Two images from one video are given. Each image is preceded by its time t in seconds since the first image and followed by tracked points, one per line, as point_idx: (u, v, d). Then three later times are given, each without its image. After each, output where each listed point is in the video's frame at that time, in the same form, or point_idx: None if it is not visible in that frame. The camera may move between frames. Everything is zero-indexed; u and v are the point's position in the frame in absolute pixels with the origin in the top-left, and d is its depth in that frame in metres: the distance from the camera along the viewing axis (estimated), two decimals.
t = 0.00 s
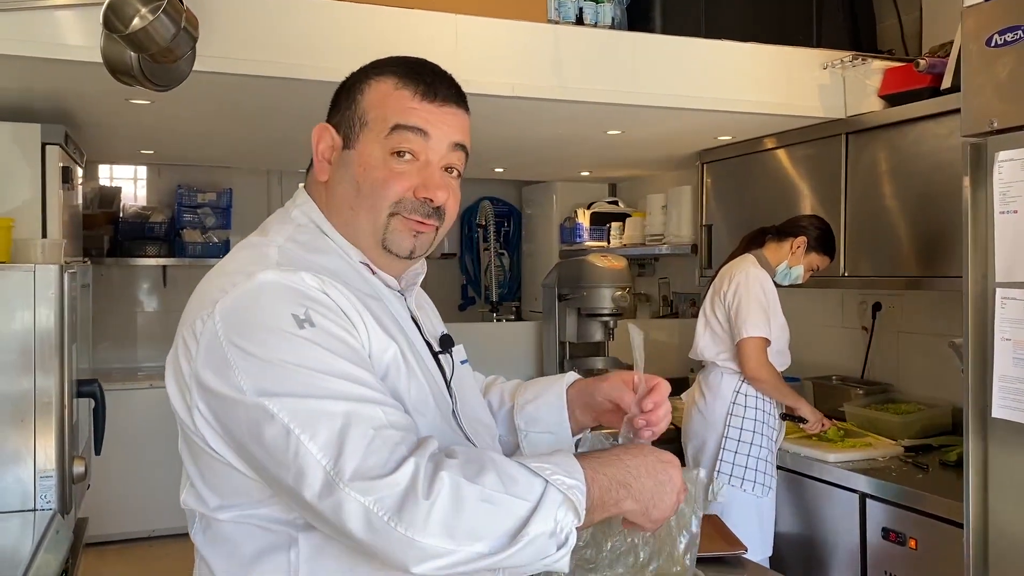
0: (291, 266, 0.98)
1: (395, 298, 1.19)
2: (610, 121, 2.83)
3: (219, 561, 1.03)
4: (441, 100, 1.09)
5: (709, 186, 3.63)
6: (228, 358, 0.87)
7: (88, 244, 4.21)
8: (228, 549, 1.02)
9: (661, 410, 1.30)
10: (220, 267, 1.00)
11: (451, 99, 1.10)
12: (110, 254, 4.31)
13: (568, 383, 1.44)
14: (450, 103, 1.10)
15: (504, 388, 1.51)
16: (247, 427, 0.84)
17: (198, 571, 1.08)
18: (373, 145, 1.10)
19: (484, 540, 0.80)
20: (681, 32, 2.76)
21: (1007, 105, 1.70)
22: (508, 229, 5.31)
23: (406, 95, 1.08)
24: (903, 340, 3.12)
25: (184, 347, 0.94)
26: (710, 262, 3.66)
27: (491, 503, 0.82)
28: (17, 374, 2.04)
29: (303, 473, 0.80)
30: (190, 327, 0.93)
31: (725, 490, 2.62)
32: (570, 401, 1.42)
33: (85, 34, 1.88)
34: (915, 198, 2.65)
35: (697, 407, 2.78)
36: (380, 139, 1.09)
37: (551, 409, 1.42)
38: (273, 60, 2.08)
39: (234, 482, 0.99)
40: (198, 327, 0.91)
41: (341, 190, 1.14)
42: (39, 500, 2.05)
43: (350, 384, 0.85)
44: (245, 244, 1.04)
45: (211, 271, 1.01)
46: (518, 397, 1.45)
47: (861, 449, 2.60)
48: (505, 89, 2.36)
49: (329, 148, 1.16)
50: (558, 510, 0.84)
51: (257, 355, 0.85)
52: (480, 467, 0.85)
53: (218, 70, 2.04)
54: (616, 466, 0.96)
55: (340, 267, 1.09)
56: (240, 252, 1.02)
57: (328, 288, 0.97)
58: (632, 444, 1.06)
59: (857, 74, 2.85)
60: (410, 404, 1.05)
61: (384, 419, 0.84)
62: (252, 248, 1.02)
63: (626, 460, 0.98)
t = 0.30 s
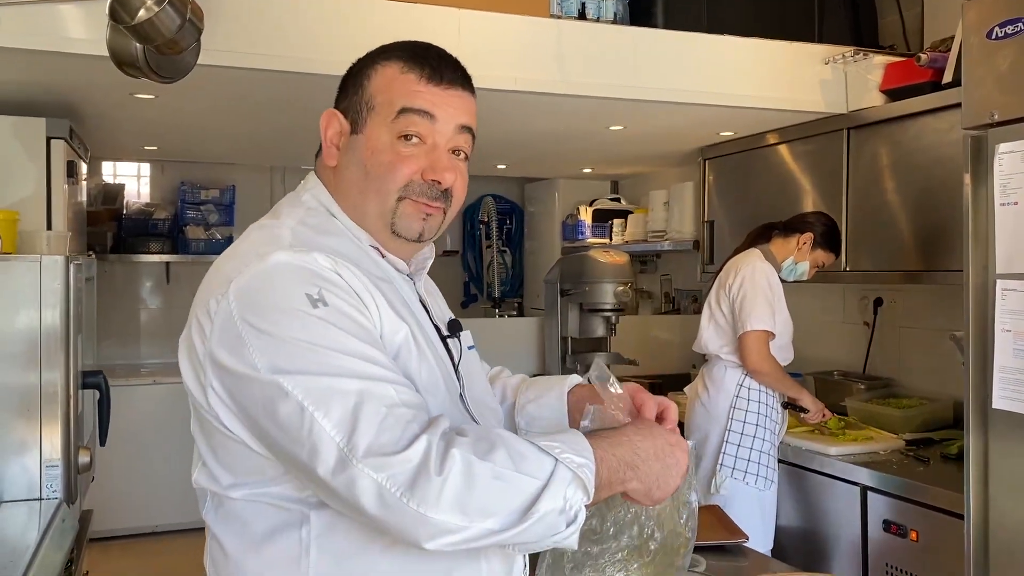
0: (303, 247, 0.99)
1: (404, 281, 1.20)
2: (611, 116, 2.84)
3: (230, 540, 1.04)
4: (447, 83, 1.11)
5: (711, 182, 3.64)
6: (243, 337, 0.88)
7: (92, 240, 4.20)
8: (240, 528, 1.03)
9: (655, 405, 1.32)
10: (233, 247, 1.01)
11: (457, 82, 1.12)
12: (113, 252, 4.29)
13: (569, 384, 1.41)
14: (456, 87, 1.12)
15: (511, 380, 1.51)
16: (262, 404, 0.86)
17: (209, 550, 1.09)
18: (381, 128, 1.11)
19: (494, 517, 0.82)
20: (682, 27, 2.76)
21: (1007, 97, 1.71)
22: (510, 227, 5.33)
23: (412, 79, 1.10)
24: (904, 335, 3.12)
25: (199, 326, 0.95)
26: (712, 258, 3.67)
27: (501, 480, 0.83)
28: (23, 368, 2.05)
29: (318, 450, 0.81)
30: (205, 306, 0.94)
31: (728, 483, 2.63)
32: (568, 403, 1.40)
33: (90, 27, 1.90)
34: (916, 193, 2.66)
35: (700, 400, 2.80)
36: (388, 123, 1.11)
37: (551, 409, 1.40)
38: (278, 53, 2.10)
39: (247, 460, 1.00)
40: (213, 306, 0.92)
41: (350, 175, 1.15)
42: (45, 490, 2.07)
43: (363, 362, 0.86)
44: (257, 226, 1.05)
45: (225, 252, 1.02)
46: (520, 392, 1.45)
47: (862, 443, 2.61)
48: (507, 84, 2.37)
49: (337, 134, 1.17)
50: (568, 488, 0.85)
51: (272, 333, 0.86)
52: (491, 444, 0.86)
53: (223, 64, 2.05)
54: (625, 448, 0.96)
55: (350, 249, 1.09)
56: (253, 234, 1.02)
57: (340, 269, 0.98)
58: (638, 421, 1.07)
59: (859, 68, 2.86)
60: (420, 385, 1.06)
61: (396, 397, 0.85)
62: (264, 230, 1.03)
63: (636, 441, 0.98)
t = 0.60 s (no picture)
0: (312, 235, 1.01)
1: (411, 271, 1.21)
2: (613, 113, 2.85)
3: (238, 523, 1.06)
4: (458, 78, 1.13)
5: (712, 179, 3.65)
6: (254, 322, 0.89)
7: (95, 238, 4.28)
8: (248, 511, 1.05)
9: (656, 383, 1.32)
10: (243, 234, 1.03)
11: (467, 78, 1.14)
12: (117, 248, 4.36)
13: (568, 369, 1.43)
14: (466, 82, 1.14)
15: (511, 367, 1.52)
16: (272, 388, 0.87)
17: (218, 534, 1.11)
18: (391, 121, 1.13)
19: (499, 499, 0.83)
20: (683, 24, 2.77)
21: (1006, 92, 1.72)
22: (512, 225, 5.34)
23: (424, 73, 1.11)
24: (905, 332, 3.14)
25: (209, 311, 0.97)
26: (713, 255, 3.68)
27: (507, 464, 0.84)
28: (27, 364, 2.06)
29: (326, 432, 0.83)
30: (215, 291, 0.96)
31: (725, 477, 2.64)
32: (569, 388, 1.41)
33: (95, 24, 1.91)
34: (916, 189, 2.67)
35: (699, 395, 2.81)
36: (399, 115, 1.12)
37: (551, 396, 1.42)
38: (281, 50, 2.11)
39: (256, 444, 1.01)
40: (223, 292, 0.94)
41: (358, 165, 1.16)
42: (50, 482, 2.08)
43: (371, 347, 0.87)
44: (267, 215, 1.07)
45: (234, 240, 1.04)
46: (520, 381, 1.47)
47: (863, 438, 2.62)
48: (509, 81, 2.39)
49: (347, 125, 1.18)
50: (572, 472, 0.87)
51: (282, 318, 0.87)
52: (497, 428, 0.87)
53: (227, 61, 2.07)
54: (631, 434, 0.97)
55: (358, 237, 1.11)
56: (262, 222, 1.04)
57: (349, 257, 1.00)
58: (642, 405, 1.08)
59: (860, 66, 2.85)
60: (427, 372, 1.08)
61: (403, 382, 0.87)
62: (274, 218, 1.04)
63: (642, 427, 1.00)
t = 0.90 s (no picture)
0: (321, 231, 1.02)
1: (417, 268, 1.22)
2: (615, 113, 2.85)
3: (245, 517, 1.06)
4: (465, 78, 1.14)
5: (714, 179, 3.65)
6: (263, 317, 0.90)
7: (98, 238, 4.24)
8: (256, 505, 1.05)
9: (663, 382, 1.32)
10: (252, 230, 1.04)
11: (474, 77, 1.15)
12: (119, 249, 4.37)
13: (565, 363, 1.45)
14: (472, 81, 1.15)
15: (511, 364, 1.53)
16: (281, 382, 0.88)
17: (225, 528, 1.12)
18: (398, 120, 1.13)
19: (506, 493, 0.84)
20: (685, 24, 2.78)
21: (1006, 92, 1.73)
22: (514, 225, 5.34)
23: (430, 73, 1.12)
24: (906, 332, 3.14)
25: (219, 307, 0.97)
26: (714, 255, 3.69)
27: (513, 458, 0.85)
28: (32, 363, 2.07)
29: (335, 426, 0.84)
30: (225, 287, 0.97)
31: (718, 476, 2.66)
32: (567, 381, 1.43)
33: (99, 25, 1.92)
34: (917, 189, 2.67)
35: (696, 393, 2.82)
36: (406, 115, 1.13)
37: (549, 390, 1.43)
38: (284, 50, 2.12)
39: (264, 439, 1.02)
40: (233, 288, 0.94)
41: (366, 164, 1.17)
42: (55, 479, 2.09)
43: (379, 343, 0.88)
44: (275, 211, 1.08)
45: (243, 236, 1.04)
46: (520, 376, 1.47)
47: (864, 437, 2.62)
48: (510, 81, 2.39)
49: (354, 124, 1.19)
50: (576, 465, 0.88)
51: (292, 314, 0.88)
52: (503, 422, 0.88)
53: (231, 61, 2.08)
54: (633, 427, 0.98)
55: (366, 233, 1.11)
56: (271, 219, 1.05)
57: (357, 253, 1.01)
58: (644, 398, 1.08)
59: (861, 66, 2.86)
60: (433, 368, 1.09)
61: (411, 377, 0.87)
62: (282, 215, 1.05)
63: (643, 419, 1.00)
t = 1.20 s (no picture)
0: (324, 231, 1.02)
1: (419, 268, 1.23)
2: (616, 113, 2.86)
3: (248, 514, 1.07)
4: (468, 78, 1.14)
5: (715, 179, 3.66)
6: (268, 315, 0.91)
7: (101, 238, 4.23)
8: (259, 502, 1.06)
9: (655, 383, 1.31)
10: (256, 230, 1.04)
11: (477, 78, 1.15)
12: (121, 248, 4.35)
13: (564, 356, 1.45)
14: (476, 82, 1.15)
15: (510, 356, 1.54)
16: (285, 380, 0.89)
17: (228, 525, 1.12)
18: (402, 120, 1.14)
19: (508, 491, 0.85)
20: (687, 24, 2.78)
21: (1006, 91, 1.73)
22: (516, 225, 5.35)
23: (434, 74, 1.13)
24: (907, 331, 3.14)
25: (223, 305, 0.98)
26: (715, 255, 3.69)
27: (516, 456, 0.86)
28: (35, 361, 2.08)
29: (339, 424, 0.84)
30: (229, 285, 0.97)
31: (712, 475, 2.67)
32: (567, 373, 1.43)
33: (102, 25, 1.93)
34: (918, 189, 2.68)
35: (693, 391, 2.83)
36: (409, 115, 1.14)
37: (547, 383, 1.44)
38: (286, 50, 2.13)
39: (267, 437, 1.03)
40: (237, 287, 0.95)
41: (370, 164, 1.17)
42: (58, 478, 2.10)
43: (382, 342, 0.89)
44: (279, 211, 1.08)
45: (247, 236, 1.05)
46: (519, 369, 1.48)
47: (865, 437, 2.62)
48: (512, 81, 2.40)
49: (358, 124, 1.20)
50: (580, 465, 0.88)
51: (296, 312, 0.89)
52: (506, 421, 0.89)
53: (233, 61, 2.08)
54: (637, 428, 0.98)
55: (369, 234, 1.12)
56: (275, 218, 1.05)
57: (361, 252, 1.01)
58: (650, 397, 1.09)
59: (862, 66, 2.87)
60: (435, 367, 1.09)
61: (414, 375, 0.88)
62: (286, 215, 1.06)
63: (648, 420, 1.00)
